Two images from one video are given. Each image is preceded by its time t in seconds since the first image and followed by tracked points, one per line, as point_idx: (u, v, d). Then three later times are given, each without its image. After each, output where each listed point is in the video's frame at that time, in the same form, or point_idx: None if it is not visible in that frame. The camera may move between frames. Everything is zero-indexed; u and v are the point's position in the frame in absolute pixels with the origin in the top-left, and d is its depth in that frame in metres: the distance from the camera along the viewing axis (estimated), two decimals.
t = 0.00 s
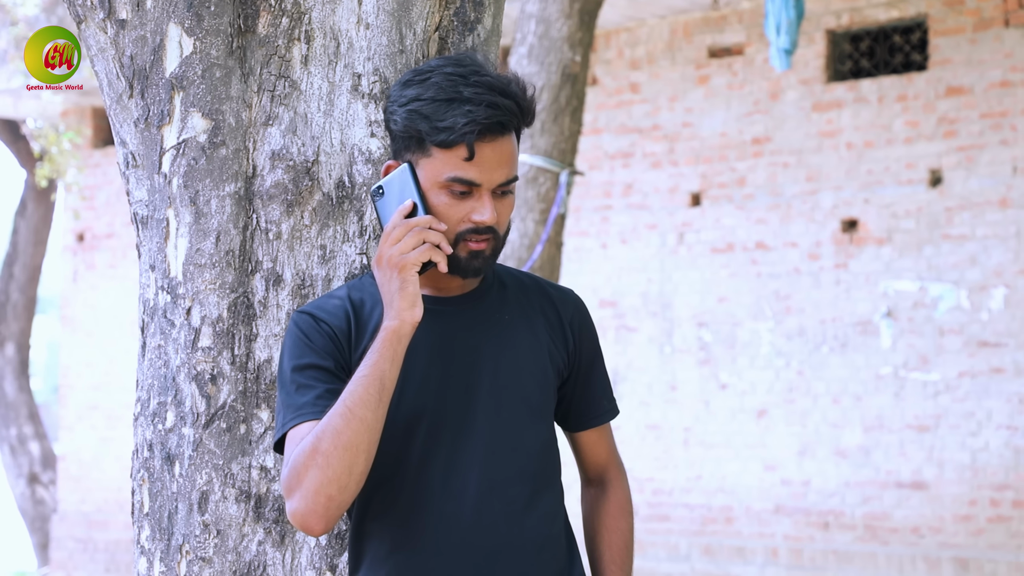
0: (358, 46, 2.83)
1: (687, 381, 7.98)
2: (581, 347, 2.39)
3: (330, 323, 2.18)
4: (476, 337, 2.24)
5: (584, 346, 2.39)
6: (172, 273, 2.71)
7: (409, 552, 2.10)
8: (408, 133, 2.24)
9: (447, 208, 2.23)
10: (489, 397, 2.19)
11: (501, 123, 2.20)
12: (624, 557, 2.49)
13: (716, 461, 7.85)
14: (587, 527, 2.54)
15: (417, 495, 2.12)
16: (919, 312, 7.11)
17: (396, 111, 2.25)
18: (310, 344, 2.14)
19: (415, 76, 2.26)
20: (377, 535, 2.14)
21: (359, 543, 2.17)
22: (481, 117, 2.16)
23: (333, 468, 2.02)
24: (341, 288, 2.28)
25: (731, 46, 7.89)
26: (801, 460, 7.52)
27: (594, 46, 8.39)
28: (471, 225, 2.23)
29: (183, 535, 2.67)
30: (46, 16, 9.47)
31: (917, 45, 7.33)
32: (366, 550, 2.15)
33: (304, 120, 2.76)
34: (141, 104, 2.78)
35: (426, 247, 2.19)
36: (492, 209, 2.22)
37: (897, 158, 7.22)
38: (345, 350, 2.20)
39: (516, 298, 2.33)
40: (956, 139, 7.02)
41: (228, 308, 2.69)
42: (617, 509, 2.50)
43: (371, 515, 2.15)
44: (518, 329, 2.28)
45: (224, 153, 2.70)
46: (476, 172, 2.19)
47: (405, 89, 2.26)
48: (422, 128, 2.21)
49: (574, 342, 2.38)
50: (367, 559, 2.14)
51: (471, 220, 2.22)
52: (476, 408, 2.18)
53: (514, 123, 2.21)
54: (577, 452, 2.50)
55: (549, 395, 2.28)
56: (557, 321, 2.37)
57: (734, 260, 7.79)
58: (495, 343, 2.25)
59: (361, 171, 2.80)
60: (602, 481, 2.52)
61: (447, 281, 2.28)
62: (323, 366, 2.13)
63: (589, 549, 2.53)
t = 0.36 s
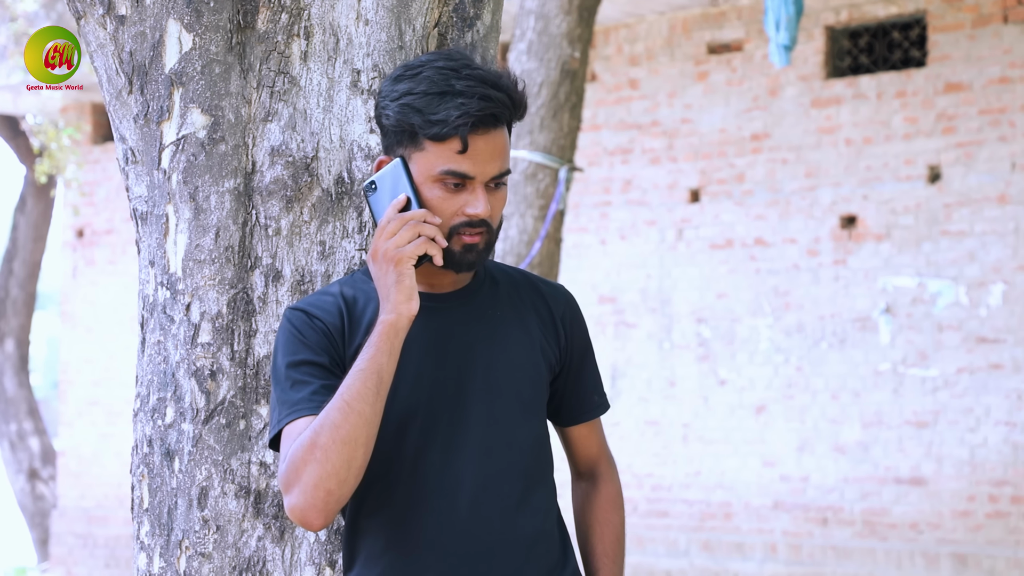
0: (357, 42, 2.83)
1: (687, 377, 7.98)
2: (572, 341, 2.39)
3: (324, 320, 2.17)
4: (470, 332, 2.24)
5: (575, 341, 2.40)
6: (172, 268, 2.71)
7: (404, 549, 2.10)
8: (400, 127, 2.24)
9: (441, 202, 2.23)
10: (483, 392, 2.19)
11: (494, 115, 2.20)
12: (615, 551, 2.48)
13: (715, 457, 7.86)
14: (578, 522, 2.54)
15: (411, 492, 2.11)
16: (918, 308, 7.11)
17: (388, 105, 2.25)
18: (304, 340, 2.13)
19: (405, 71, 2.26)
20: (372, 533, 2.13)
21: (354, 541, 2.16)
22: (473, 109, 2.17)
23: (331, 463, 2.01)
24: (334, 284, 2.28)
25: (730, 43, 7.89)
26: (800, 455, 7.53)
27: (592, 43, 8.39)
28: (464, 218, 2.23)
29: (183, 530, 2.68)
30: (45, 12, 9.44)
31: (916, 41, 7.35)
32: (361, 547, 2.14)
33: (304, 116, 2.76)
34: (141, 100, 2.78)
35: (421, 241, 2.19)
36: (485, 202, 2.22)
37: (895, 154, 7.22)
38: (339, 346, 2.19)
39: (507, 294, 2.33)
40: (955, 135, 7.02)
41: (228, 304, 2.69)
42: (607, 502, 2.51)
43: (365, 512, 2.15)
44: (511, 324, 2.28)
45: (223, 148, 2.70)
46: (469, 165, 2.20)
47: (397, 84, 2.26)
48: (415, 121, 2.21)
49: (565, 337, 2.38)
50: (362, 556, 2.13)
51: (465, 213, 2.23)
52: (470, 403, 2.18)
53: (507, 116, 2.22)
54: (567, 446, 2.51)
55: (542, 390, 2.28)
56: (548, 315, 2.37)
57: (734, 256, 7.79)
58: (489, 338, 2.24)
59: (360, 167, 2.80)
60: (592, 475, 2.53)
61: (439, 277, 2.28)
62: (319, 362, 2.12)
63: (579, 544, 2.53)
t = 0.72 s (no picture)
0: (360, 47, 2.91)
1: (683, 375, 8.07)
2: (563, 339, 2.48)
3: (324, 322, 2.24)
4: (466, 332, 2.31)
5: (566, 339, 2.48)
6: (178, 268, 2.78)
7: (405, 545, 2.17)
8: (396, 130, 2.31)
9: (437, 203, 2.30)
10: (479, 391, 2.27)
11: (487, 118, 2.28)
12: (607, 539, 2.57)
13: (710, 454, 7.94)
14: (570, 513, 2.62)
15: (411, 489, 2.19)
16: (910, 307, 7.20)
17: (384, 109, 2.32)
18: (304, 342, 2.20)
19: (399, 76, 2.33)
20: (373, 530, 2.20)
21: (355, 538, 2.23)
22: (468, 111, 2.24)
23: (335, 460, 2.08)
24: (330, 286, 2.35)
25: (726, 47, 7.98)
26: (794, 452, 7.61)
27: (591, 47, 8.48)
28: (460, 218, 2.30)
29: (190, 525, 2.75)
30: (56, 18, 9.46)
31: (908, 46, 7.41)
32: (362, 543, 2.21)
33: (308, 119, 2.84)
34: (149, 104, 2.86)
35: (421, 241, 2.26)
36: (480, 203, 2.30)
37: (888, 156, 7.31)
38: (338, 346, 2.26)
39: (501, 294, 2.41)
40: (945, 138, 7.12)
41: (234, 304, 2.77)
42: (598, 493, 2.59)
43: (366, 509, 2.22)
44: (506, 323, 2.36)
45: (228, 152, 2.77)
46: (464, 166, 2.27)
47: (391, 89, 2.32)
48: (411, 125, 2.28)
49: (557, 335, 2.47)
50: (363, 552, 2.20)
51: (461, 214, 2.30)
52: (468, 402, 2.25)
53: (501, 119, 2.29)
54: (559, 439, 2.59)
55: (535, 388, 2.36)
56: (540, 314, 2.45)
57: (729, 256, 7.87)
58: (485, 337, 2.32)
59: (362, 169, 2.88)
60: (583, 467, 2.61)
61: (434, 278, 2.36)
62: (319, 363, 2.20)
63: (573, 534, 2.61)
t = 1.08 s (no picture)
0: (365, 54, 2.96)
1: (678, 372, 8.19)
2: (565, 338, 2.59)
3: (332, 321, 2.35)
4: (472, 332, 2.42)
5: (568, 338, 2.59)
6: (188, 269, 2.83)
7: (414, 537, 2.29)
8: (400, 133, 2.42)
9: (442, 203, 2.41)
10: (484, 388, 2.37)
11: (488, 118, 2.38)
12: (605, 537, 2.68)
13: (705, 449, 8.07)
14: (571, 511, 2.73)
15: (419, 483, 2.30)
16: (898, 307, 7.34)
17: (387, 113, 2.42)
18: (314, 340, 2.31)
19: (402, 81, 2.43)
20: (383, 521, 2.32)
21: (366, 529, 2.35)
22: (468, 113, 2.35)
23: (346, 454, 2.18)
24: (338, 286, 2.46)
25: (720, 55, 8.11)
26: (786, 447, 7.75)
27: (589, 54, 8.60)
28: (464, 218, 2.41)
29: (200, 518, 2.78)
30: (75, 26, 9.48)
31: (897, 53, 7.57)
32: (374, 534, 2.34)
33: (315, 124, 2.88)
34: (160, 109, 2.89)
35: (426, 241, 2.37)
36: (483, 202, 2.40)
37: (877, 160, 7.45)
38: (346, 343, 2.37)
39: (504, 294, 2.52)
40: (933, 143, 7.25)
41: (242, 303, 2.81)
42: (599, 491, 2.71)
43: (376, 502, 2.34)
44: (509, 323, 2.47)
45: (237, 156, 2.81)
46: (467, 166, 2.38)
47: (395, 93, 2.43)
48: (414, 127, 2.39)
49: (559, 333, 2.58)
50: (374, 543, 2.33)
51: (465, 213, 2.41)
52: (472, 399, 2.36)
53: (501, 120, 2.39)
54: (560, 437, 2.71)
55: (538, 384, 2.46)
56: (542, 313, 2.57)
57: (723, 257, 8.00)
58: (490, 336, 2.43)
59: (368, 173, 2.92)
60: (583, 465, 2.73)
61: (439, 278, 2.47)
62: (328, 360, 2.31)
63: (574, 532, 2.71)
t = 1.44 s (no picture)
0: (365, 57, 2.95)
1: (678, 375, 8.19)
2: (582, 344, 2.58)
3: (359, 315, 2.34)
4: (495, 330, 2.41)
5: (587, 344, 2.58)
6: (189, 271, 2.82)
7: (437, 537, 2.27)
8: (413, 125, 2.42)
9: (463, 186, 2.40)
10: (508, 389, 2.36)
11: (496, 94, 2.39)
12: (609, 550, 2.67)
13: (705, 452, 8.07)
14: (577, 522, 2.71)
15: (443, 483, 2.28)
16: (898, 310, 7.34)
17: (398, 109, 2.43)
18: (341, 333, 2.29)
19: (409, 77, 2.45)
20: (406, 521, 2.30)
21: (386, 528, 2.33)
22: (478, 90, 2.36)
23: (378, 434, 2.15)
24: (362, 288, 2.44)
25: (721, 57, 8.11)
26: (786, 450, 7.74)
27: (589, 57, 8.61)
28: (487, 198, 2.40)
29: (200, 520, 2.77)
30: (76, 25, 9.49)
31: (897, 57, 7.58)
32: (394, 535, 2.31)
33: (316, 126, 2.88)
34: (161, 111, 2.90)
35: (451, 222, 2.36)
36: (504, 176, 2.40)
37: (877, 163, 7.45)
38: (374, 338, 2.35)
39: (525, 296, 2.51)
40: (933, 146, 7.26)
41: (243, 305, 2.80)
42: (604, 502, 2.70)
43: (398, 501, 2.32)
44: (530, 325, 2.46)
45: (237, 158, 2.81)
46: (482, 144, 2.38)
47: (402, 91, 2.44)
48: (426, 114, 2.39)
49: (579, 339, 2.57)
50: (394, 541, 2.31)
51: (487, 192, 2.40)
52: (496, 400, 2.34)
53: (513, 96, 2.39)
54: (571, 445, 2.69)
55: (558, 387, 2.45)
56: (562, 317, 2.56)
57: (723, 260, 8.00)
58: (513, 337, 2.41)
59: (369, 175, 2.91)
60: (591, 473, 2.71)
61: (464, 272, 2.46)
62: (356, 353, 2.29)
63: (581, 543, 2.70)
